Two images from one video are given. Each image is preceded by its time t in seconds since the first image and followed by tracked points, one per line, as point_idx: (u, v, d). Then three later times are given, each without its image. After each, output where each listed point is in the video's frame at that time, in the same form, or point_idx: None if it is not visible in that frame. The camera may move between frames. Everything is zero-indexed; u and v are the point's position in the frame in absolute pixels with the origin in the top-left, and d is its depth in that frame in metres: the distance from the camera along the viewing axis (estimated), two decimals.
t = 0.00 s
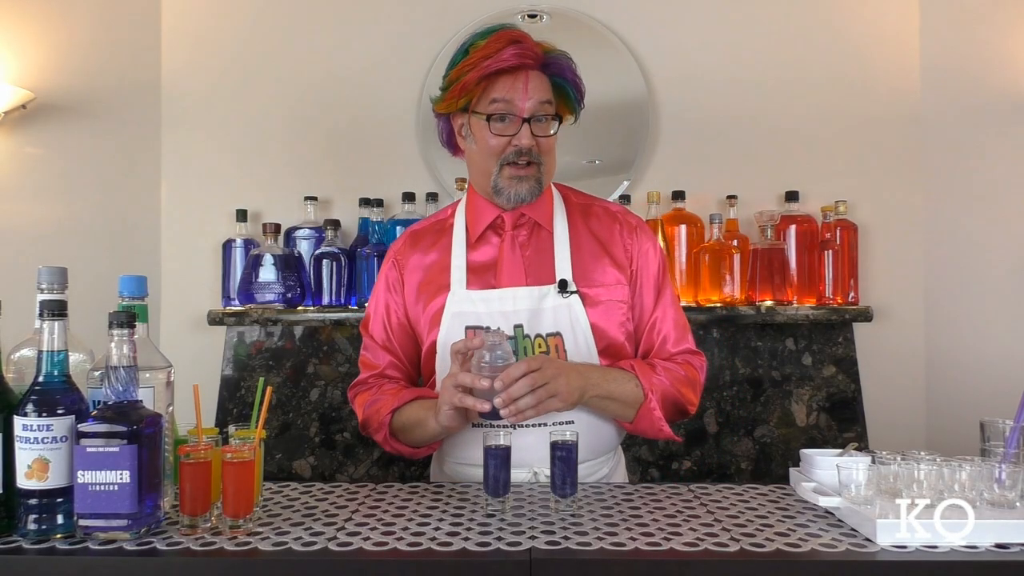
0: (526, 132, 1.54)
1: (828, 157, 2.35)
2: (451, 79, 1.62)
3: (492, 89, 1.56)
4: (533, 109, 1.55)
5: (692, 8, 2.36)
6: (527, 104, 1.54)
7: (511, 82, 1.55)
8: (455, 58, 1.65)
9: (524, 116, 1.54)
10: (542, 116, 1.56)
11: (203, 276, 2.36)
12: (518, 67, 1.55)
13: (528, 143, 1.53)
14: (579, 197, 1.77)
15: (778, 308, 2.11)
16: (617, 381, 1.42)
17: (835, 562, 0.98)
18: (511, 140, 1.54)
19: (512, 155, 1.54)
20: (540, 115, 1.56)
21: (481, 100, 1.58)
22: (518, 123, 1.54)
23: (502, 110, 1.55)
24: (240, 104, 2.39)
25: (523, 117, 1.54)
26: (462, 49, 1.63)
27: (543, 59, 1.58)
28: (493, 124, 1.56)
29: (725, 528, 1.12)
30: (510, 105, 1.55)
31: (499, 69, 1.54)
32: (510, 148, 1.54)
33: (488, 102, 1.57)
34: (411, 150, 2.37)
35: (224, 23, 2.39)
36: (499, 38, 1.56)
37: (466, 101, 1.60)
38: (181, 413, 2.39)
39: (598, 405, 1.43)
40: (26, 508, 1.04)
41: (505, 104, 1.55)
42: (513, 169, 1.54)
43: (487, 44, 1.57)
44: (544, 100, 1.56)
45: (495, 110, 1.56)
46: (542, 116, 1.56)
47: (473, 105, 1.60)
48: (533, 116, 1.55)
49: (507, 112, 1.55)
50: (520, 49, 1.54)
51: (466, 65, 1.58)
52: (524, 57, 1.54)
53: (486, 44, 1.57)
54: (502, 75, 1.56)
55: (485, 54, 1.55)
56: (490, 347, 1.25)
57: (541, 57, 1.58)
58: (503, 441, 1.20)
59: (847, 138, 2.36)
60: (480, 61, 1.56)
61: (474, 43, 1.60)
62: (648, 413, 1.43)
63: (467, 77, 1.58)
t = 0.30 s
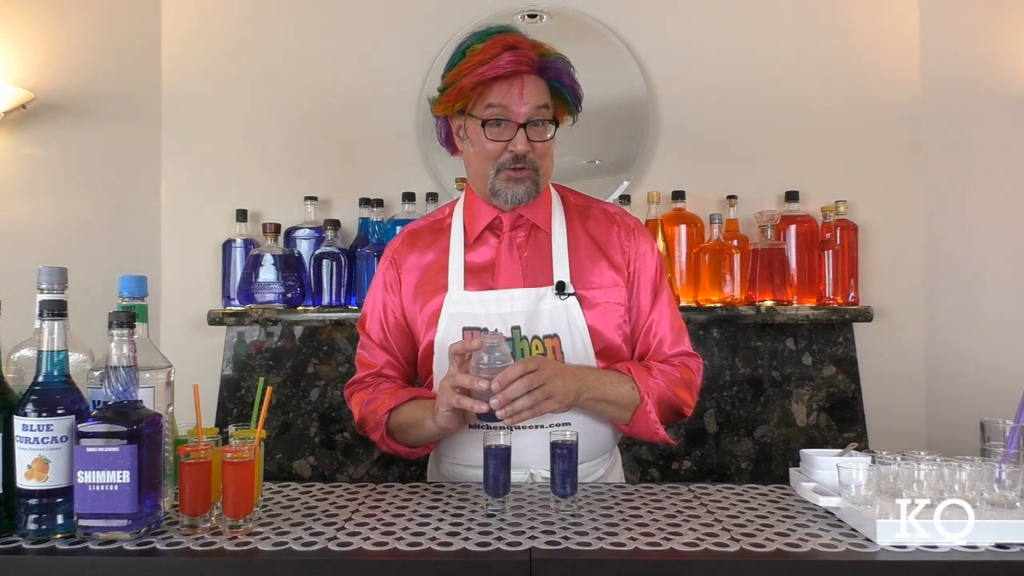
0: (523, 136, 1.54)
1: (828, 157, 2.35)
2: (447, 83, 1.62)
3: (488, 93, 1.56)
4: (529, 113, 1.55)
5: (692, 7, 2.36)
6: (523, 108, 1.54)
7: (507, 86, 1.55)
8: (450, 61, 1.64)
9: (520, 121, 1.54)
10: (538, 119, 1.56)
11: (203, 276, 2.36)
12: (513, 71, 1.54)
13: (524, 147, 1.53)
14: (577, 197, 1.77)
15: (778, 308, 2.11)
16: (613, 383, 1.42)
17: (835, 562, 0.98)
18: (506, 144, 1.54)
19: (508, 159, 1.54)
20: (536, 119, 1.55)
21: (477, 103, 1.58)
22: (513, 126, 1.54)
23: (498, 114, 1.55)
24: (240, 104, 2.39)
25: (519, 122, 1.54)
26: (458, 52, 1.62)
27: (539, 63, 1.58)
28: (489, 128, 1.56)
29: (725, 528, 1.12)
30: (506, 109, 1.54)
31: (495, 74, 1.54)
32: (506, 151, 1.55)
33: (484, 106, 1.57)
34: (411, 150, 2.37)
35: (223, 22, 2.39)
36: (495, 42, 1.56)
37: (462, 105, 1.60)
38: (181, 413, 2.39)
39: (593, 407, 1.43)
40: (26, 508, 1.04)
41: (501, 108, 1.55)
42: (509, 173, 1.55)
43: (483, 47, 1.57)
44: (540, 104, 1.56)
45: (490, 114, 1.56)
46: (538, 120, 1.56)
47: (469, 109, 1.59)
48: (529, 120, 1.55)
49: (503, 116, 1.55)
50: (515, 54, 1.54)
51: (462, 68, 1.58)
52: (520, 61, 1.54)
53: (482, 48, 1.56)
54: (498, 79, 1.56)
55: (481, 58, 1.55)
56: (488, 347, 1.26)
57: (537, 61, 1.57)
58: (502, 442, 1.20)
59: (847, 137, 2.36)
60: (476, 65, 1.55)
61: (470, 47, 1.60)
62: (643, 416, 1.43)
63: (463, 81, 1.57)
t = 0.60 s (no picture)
0: (522, 134, 1.54)
1: (828, 157, 2.35)
2: (446, 82, 1.62)
3: (487, 91, 1.56)
4: (528, 111, 1.55)
5: (692, 7, 2.36)
6: (522, 106, 1.54)
7: (505, 84, 1.55)
8: (449, 61, 1.64)
9: (519, 119, 1.54)
10: (537, 117, 1.56)
11: (203, 276, 2.36)
12: (512, 69, 1.54)
13: (523, 144, 1.53)
14: (578, 198, 1.77)
15: (778, 308, 2.11)
16: (612, 384, 1.42)
17: (835, 562, 0.98)
18: (506, 142, 1.54)
19: (507, 157, 1.54)
20: (535, 117, 1.56)
21: (476, 102, 1.58)
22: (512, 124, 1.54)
23: (497, 112, 1.55)
24: (240, 105, 2.39)
25: (518, 120, 1.54)
26: (456, 50, 1.62)
27: (538, 61, 1.58)
28: (488, 126, 1.56)
29: (725, 528, 1.12)
30: (505, 107, 1.55)
31: (493, 72, 1.54)
32: (506, 149, 1.54)
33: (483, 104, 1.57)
34: (411, 150, 2.37)
35: (223, 22, 2.39)
36: (493, 40, 1.56)
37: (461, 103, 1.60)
38: (181, 413, 2.39)
39: (593, 408, 1.43)
40: (26, 508, 1.04)
41: (500, 106, 1.55)
42: (509, 171, 1.54)
43: (482, 46, 1.57)
44: (540, 102, 1.56)
45: (489, 113, 1.56)
46: (537, 118, 1.56)
47: (468, 107, 1.59)
48: (528, 118, 1.55)
49: (502, 115, 1.55)
50: (514, 52, 1.54)
51: (461, 67, 1.58)
52: (518, 59, 1.54)
53: (480, 46, 1.56)
54: (496, 77, 1.56)
55: (480, 56, 1.55)
56: (488, 347, 1.26)
57: (536, 59, 1.58)
58: (502, 442, 1.20)
59: (847, 137, 2.36)
60: (475, 63, 1.55)
61: (468, 46, 1.60)
62: (643, 417, 1.43)
63: (462, 80, 1.57)
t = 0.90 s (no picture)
0: (523, 140, 1.54)
1: (828, 157, 2.35)
2: (447, 84, 1.62)
3: (488, 96, 1.56)
4: (529, 116, 1.55)
5: (692, 7, 2.36)
6: (523, 111, 1.54)
7: (507, 89, 1.55)
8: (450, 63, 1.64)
9: (520, 123, 1.54)
10: (539, 121, 1.56)
11: (203, 275, 2.36)
12: (513, 75, 1.54)
13: (524, 150, 1.53)
14: (579, 198, 1.77)
15: (778, 308, 2.11)
16: (614, 385, 1.42)
17: (834, 562, 0.98)
18: (507, 146, 1.55)
19: (508, 162, 1.54)
20: (536, 122, 1.55)
21: (477, 106, 1.58)
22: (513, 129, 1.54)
23: (498, 117, 1.55)
24: (240, 105, 2.39)
25: (518, 126, 1.54)
26: (458, 53, 1.62)
27: (539, 65, 1.58)
28: (489, 130, 1.56)
29: (725, 528, 1.12)
30: (506, 111, 1.55)
31: (494, 77, 1.54)
32: (506, 154, 1.55)
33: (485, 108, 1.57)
34: (410, 150, 2.37)
35: (223, 22, 2.39)
36: (495, 45, 1.55)
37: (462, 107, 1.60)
38: (181, 413, 2.39)
39: (594, 409, 1.43)
40: (26, 508, 1.04)
41: (501, 111, 1.55)
42: (509, 176, 1.55)
43: (483, 50, 1.56)
44: (541, 106, 1.56)
45: (490, 117, 1.56)
46: (538, 122, 1.56)
47: (469, 110, 1.59)
48: (529, 123, 1.55)
49: (503, 119, 1.55)
50: (515, 57, 1.54)
51: (462, 71, 1.58)
52: (519, 65, 1.54)
53: (481, 51, 1.56)
54: (497, 82, 1.55)
55: (481, 60, 1.55)
56: (489, 347, 1.26)
57: (537, 64, 1.57)
58: (503, 442, 1.20)
59: (847, 137, 2.36)
60: (475, 68, 1.55)
61: (469, 49, 1.59)
62: (644, 417, 1.43)
63: (463, 84, 1.57)
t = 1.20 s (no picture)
0: (523, 138, 1.54)
1: (828, 157, 2.35)
2: (447, 84, 1.62)
3: (488, 94, 1.56)
4: (529, 114, 1.55)
5: (691, 7, 2.36)
6: (523, 109, 1.54)
7: (507, 87, 1.55)
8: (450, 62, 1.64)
9: (520, 121, 1.54)
10: (539, 119, 1.56)
11: (203, 276, 2.36)
12: (513, 72, 1.54)
13: (524, 148, 1.53)
14: (581, 198, 1.77)
15: (778, 308, 2.11)
16: (615, 386, 1.42)
17: (834, 562, 0.98)
18: (507, 145, 1.55)
19: (508, 161, 1.54)
20: (537, 120, 1.55)
21: (477, 104, 1.58)
22: (513, 127, 1.54)
23: (498, 115, 1.55)
24: (239, 104, 2.39)
25: (518, 124, 1.54)
26: (458, 52, 1.62)
27: (539, 63, 1.58)
28: (489, 129, 1.56)
29: (725, 529, 1.12)
30: (506, 110, 1.55)
31: (494, 75, 1.54)
32: (507, 153, 1.55)
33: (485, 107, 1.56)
34: (410, 150, 2.37)
35: (223, 22, 2.39)
36: (494, 43, 1.55)
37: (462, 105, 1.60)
38: (181, 413, 2.39)
39: (596, 410, 1.43)
40: (26, 508, 1.04)
41: (501, 110, 1.55)
42: (509, 175, 1.55)
43: (483, 48, 1.57)
44: (541, 104, 1.56)
45: (490, 116, 1.56)
46: (538, 120, 1.56)
47: (469, 109, 1.59)
48: (529, 121, 1.55)
49: (503, 118, 1.55)
50: (514, 54, 1.54)
51: (462, 69, 1.58)
52: (519, 62, 1.54)
53: (481, 49, 1.56)
54: (497, 80, 1.56)
55: (481, 58, 1.55)
56: (490, 348, 1.26)
57: (537, 62, 1.57)
58: (503, 442, 1.20)
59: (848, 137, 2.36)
60: (475, 66, 1.55)
61: (469, 48, 1.60)
62: (646, 418, 1.43)
63: (463, 82, 1.57)
